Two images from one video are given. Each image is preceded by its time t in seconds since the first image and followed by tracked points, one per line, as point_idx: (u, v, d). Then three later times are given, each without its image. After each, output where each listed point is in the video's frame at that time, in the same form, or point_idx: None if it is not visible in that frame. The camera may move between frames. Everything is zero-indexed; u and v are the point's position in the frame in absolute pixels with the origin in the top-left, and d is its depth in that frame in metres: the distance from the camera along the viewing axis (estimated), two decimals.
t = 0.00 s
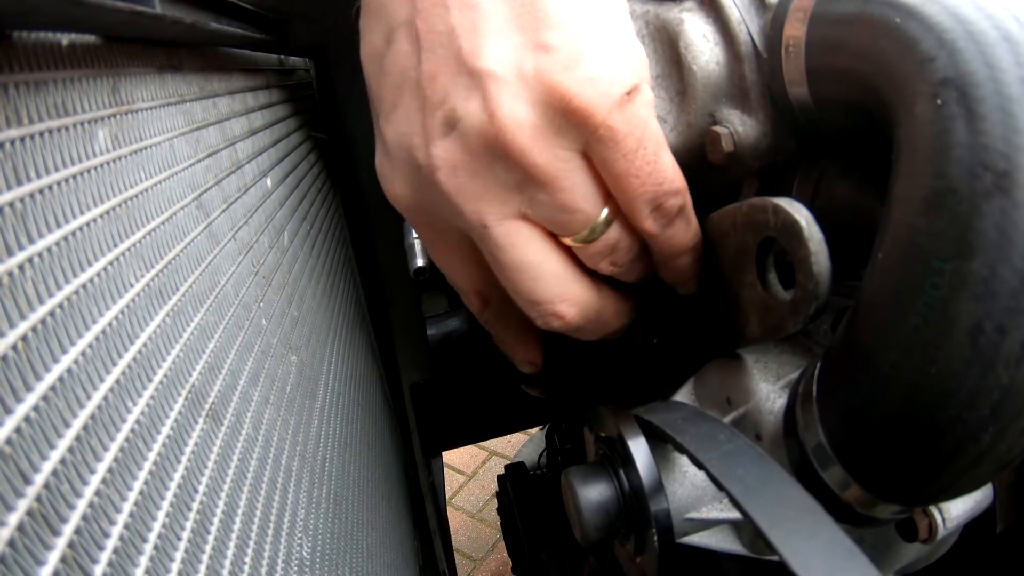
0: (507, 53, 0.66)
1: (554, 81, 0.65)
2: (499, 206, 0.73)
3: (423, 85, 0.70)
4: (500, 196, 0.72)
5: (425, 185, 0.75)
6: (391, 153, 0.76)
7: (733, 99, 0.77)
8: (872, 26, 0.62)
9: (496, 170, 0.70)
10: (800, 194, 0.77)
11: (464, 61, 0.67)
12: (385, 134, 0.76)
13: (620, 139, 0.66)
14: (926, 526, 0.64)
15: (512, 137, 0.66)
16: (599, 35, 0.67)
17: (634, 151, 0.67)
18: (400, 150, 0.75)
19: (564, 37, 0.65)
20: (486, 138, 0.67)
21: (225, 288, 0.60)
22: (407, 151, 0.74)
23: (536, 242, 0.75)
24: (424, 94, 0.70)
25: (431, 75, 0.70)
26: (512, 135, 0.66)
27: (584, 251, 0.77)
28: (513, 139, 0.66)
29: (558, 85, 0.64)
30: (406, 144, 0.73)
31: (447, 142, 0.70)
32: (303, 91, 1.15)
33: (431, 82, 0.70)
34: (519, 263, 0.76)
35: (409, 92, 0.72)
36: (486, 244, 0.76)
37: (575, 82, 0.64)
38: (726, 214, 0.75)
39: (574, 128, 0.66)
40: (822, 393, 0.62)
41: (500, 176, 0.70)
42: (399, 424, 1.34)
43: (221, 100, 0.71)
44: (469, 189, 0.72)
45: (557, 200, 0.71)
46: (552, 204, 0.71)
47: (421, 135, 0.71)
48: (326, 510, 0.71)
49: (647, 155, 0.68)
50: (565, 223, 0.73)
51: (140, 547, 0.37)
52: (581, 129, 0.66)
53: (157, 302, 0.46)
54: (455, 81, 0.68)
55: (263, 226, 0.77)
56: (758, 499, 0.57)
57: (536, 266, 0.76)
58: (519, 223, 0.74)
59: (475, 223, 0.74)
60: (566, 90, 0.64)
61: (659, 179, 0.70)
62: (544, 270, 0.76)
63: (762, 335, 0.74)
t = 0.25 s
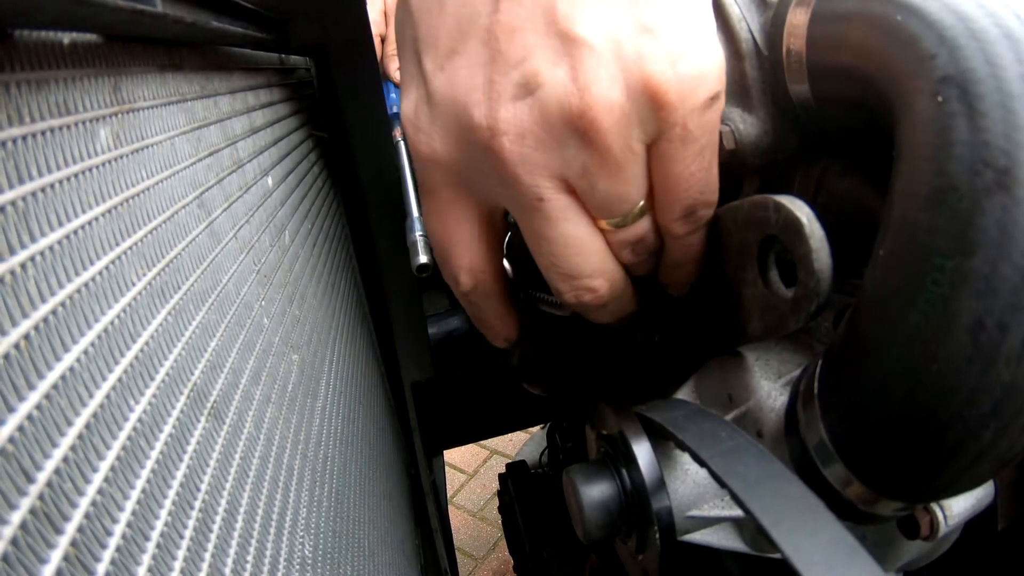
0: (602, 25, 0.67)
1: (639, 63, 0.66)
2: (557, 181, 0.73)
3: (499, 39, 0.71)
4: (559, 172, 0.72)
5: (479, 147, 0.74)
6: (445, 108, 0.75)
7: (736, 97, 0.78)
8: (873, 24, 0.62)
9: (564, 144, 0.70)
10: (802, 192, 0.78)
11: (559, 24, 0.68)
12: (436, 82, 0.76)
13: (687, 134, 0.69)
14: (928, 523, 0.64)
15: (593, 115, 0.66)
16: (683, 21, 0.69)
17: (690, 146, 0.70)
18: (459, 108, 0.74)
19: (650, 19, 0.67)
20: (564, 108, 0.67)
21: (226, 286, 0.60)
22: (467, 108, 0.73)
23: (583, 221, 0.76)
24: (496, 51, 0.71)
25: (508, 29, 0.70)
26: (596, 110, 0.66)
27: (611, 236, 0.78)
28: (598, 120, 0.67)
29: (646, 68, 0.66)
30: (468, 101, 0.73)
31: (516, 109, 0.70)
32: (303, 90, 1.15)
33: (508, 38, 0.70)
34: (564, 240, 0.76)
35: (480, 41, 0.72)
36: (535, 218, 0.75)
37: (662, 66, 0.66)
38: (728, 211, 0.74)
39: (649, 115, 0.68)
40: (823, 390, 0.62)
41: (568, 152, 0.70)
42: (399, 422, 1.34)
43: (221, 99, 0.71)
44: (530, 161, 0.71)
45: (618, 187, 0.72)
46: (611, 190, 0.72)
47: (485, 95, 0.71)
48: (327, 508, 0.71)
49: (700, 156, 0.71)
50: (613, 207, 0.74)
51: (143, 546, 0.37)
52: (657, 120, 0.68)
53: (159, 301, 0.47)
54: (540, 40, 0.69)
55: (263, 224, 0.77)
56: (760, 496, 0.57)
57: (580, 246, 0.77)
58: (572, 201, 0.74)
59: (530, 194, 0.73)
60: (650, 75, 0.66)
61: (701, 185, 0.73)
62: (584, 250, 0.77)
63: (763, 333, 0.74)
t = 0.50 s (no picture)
0: (593, 18, 0.68)
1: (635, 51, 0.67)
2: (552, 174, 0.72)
3: (491, 39, 0.72)
4: (555, 164, 0.72)
5: (473, 141, 0.74)
6: (441, 109, 0.76)
7: (735, 95, 0.78)
8: (873, 21, 0.62)
9: (557, 134, 0.70)
10: (802, 189, 0.78)
11: (545, 19, 0.69)
12: (430, 84, 0.78)
13: (682, 121, 0.67)
14: (930, 521, 0.64)
15: (586, 100, 0.66)
16: (672, 16, 0.70)
17: (687, 134, 0.68)
18: (455, 106, 0.75)
19: (640, 14, 0.69)
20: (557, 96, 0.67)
21: (227, 286, 0.60)
22: (463, 105, 0.74)
23: (576, 217, 0.75)
24: (490, 49, 0.72)
25: (499, 28, 0.72)
26: (589, 97, 0.66)
27: (617, 244, 0.77)
28: (590, 108, 0.66)
29: (644, 59, 0.67)
30: (464, 97, 0.74)
31: (509, 100, 0.70)
32: (304, 90, 1.15)
33: (500, 37, 0.72)
34: (555, 237, 0.76)
35: (473, 42, 0.75)
36: (530, 214, 0.75)
37: (655, 55, 0.67)
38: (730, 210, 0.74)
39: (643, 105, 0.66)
40: (825, 388, 0.62)
41: (563, 143, 0.70)
42: (401, 420, 1.34)
43: (222, 99, 0.71)
44: (526, 153, 0.71)
45: (613, 181, 0.70)
46: (608, 185, 0.71)
47: (482, 90, 0.72)
48: (329, 507, 0.71)
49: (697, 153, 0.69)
50: (615, 209, 0.73)
51: (144, 546, 0.37)
52: (649, 109, 0.67)
53: (160, 300, 0.47)
54: (528, 35, 0.70)
55: (264, 223, 0.77)
56: (762, 494, 0.57)
57: (573, 242, 0.76)
58: (567, 196, 0.74)
59: (523, 187, 0.73)
60: (647, 62, 0.67)
61: (702, 184, 0.70)
62: (576, 247, 0.76)
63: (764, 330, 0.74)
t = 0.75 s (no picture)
0: (614, 25, 0.61)
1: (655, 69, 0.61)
2: (557, 185, 0.67)
3: (506, 37, 0.64)
4: (563, 173, 0.67)
5: (476, 149, 0.68)
6: (447, 108, 0.69)
7: (736, 92, 0.78)
8: (874, 17, 0.62)
9: (566, 143, 0.65)
10: (804, 186, 0.78)
11: (565, 23, 0.61)
12: (436, 83, 0.69)
13: (696, 138, 0.65)
14: (932, 517, 0.64)
15: (602, 118, 0.61)
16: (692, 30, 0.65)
17: (698, 149, 0.65)
18: (459, 108, 0.67)
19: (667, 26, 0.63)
20: (570, 109, 0.61)
21: (229, 285, 0.60)
22: (468, 108, 0.66)
23: (580, 226, 0.71)
24: (503, 48, 0.64)
25: (517, 28, 0.63)
26: (605, 114, 0.61)
27: (622, 237, 0.75)
28: (604, 124, 0.61)
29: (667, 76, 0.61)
30: (471, 99, 0.66)
31: (520, 108, 0.63)
32: (304, 88, 1.15)
33: (516, 36, 0.63)
34: (555, 248, 0.72)
35: (484, 38, 0.65)
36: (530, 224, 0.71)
37: (676, 72, 0.62)
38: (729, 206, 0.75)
39: (660, 122, 0.63)
40: (827, 384, 0.61)
41: (569, 150, 0.65)
42: (403, 419, 1.34)
43: (222, 97, 0.71)
44: (534, 164, 0.66)
45: (621, 186, 0.67)
46: (615, 190, 0.68)
47: (491, 93, 0.64)
48: (331, 506, 0.71)
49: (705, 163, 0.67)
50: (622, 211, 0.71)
51: (147, 544, 0.37)
52: (667, 125, 0.63)
53: (161, 299, 0.47)
54: (546, 36, 0.62)
55: (265, 222, 0.77)
56: (763, 490, 0.57)
57: (571, 251, 0.72)
58: (570, 206, 0.69)
59: (526, 197, 0.68)
60: (666, 82, 0.61)
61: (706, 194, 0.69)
62: (573, 258, 0.73)
63: (767, 327, 0.74)
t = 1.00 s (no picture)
0: (613, 88, 0.56)
1: (660, 132, 0.58)
2: (566, 254, 0.64)
3: (496, 104, 0.57)
4: (570, 239, 0.63)
5: (476, 227, 0.62)
6: (434, 182, 0.61)
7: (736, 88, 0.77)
8: (875, 13, 0.62)
9: (575, 219, 0.61)
10: (805, 182, 0.79)
11: (563, 91, 0.55)
12: (422, 151, 0.61)
13: (700, 184, 0.62)
14: (934, 514, 0.64)
15: (610, 194, 0.58)
16: (694, 71, 0.60)
17: (702, 192, 0.64)
18: (451, 191, 0.60)
19: (668, 80, 0.58)
20: (575, 184, 0.57)
21: (230, 284, 0.60)
22: (462, 196, 0.60)
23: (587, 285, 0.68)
24: (494, 115, 0.57)
25: (509, 93, 0.57)
26: (613, 189, 0.57)
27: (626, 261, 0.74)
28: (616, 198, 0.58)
29: (670, 135, 0.58)
30: (463, 181, 0.59)
31: (519, 189, 0.58)
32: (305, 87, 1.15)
33: (509, 102, 0.57)
34: (566, 308, 0.68)
35: (471, 101, 0.58)
36: (539, 291, 0.66)
37: (677, 128, 0.58)
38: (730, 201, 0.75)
39: (667, 175, 0.60)
40: (829, 381, 0.61)
41: (579, 224, 0.61)
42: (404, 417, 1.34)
43: (223, 97, 0.71)
44: (540, 237, 0.61)
45: (630, 238, 0.65)
46: (624, 246, 0.66)
47: (485, 171, 0.58)
48: (334, 504, 0.71)
49: (710, 201, 0.66)
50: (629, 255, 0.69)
51: (150, 543, 0.37)
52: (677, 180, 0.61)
53: (163, 299, 0.47)
54: (543, 106, 0.56)
55: (266, 221, 0.77)
56: (766, 487, 0.57)
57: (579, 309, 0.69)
58: (581, 268, 0.66)
59: (534, 267, 0.63)
60: (672, 143, 0.58)
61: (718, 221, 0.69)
62: (584, 316, 0.70)
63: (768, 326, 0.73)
